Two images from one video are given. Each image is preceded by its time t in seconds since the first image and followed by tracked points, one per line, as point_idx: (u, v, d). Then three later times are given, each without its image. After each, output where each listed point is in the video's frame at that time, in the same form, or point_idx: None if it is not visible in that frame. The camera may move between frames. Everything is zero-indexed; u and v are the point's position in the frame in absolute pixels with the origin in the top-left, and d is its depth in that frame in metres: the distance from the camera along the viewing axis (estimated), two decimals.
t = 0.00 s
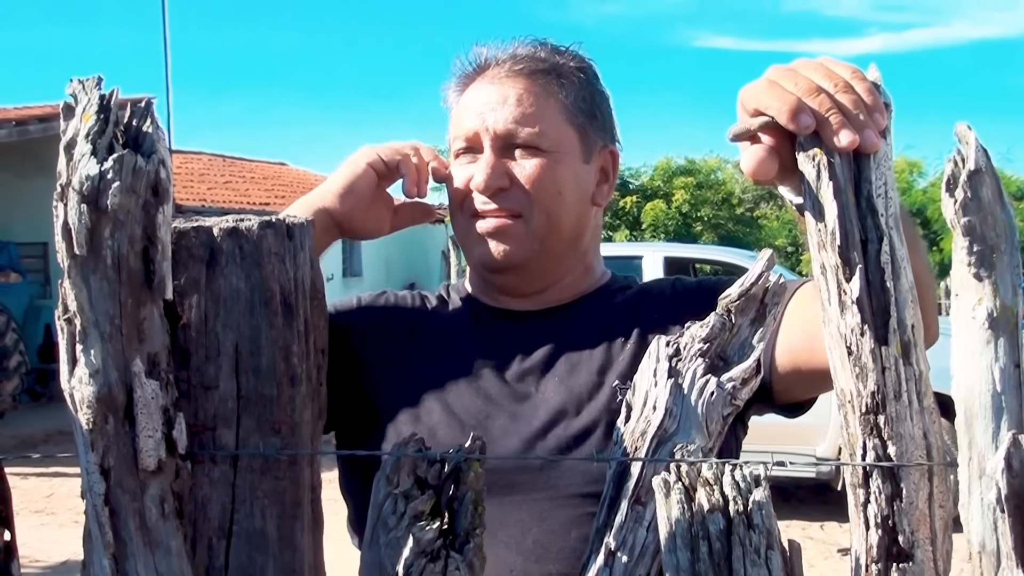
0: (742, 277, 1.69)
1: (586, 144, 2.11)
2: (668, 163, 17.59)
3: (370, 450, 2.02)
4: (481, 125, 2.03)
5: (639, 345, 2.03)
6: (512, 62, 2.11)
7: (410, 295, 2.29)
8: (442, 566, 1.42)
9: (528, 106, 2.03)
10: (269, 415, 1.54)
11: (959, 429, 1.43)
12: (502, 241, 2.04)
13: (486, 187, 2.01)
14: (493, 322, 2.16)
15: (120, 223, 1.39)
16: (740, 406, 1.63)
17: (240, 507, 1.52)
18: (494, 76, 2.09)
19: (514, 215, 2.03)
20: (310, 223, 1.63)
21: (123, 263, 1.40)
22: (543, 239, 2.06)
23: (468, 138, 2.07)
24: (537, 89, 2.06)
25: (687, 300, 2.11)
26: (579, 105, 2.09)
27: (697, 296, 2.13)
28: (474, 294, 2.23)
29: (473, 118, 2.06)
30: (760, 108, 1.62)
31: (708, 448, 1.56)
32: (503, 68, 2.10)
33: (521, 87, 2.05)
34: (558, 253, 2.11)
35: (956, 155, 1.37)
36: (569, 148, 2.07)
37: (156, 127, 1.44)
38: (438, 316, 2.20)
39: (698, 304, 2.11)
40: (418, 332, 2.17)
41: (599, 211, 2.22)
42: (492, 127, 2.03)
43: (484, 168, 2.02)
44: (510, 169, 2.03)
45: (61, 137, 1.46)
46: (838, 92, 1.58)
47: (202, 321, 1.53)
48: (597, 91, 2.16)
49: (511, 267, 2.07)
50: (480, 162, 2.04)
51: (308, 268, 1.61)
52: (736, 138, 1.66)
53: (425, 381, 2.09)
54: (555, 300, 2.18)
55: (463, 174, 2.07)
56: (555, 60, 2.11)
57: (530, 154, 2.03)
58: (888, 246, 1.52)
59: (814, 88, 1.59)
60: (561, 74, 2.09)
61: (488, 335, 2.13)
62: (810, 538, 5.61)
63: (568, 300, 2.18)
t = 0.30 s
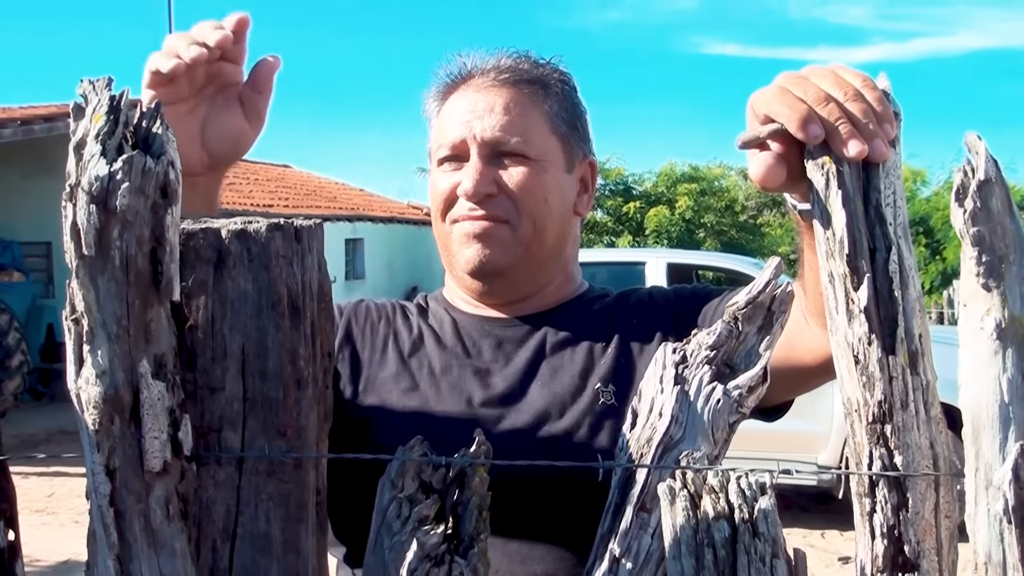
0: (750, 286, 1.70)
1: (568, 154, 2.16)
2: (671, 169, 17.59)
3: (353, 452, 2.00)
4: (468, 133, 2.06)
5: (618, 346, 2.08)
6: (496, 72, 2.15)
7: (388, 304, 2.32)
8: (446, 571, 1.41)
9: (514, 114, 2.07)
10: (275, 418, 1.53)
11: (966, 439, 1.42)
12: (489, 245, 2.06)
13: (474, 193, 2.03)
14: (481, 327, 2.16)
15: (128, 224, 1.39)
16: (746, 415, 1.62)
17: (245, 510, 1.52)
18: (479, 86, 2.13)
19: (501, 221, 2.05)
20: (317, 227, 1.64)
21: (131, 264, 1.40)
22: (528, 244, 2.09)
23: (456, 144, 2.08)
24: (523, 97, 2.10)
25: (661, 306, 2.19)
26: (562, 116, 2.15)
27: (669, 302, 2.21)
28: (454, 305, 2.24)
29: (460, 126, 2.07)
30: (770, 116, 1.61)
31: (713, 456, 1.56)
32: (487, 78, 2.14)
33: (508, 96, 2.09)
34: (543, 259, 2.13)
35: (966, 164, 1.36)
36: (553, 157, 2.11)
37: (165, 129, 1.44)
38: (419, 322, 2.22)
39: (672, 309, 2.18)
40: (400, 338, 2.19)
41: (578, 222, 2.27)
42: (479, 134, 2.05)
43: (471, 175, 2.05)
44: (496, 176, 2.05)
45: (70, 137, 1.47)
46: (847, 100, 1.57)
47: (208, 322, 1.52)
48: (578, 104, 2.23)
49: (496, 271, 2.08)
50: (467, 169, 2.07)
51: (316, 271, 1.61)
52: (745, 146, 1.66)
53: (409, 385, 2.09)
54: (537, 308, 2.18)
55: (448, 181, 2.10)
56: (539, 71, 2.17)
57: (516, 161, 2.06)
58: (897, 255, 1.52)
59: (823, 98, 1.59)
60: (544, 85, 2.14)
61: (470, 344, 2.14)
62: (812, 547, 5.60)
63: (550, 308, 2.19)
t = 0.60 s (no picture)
0: (753, 289, 1.69)
1: (564, 154, 2.16)
2: (675, 173, 17.60)
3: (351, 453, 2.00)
4: (462, 135, 2.06)
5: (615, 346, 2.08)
6: (490, 74, 2.15)
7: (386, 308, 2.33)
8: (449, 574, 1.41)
9: (508, 114, 2.07)
10: (278, 419, 1.54)
11: (969, 444, 1.42)
12: (485, 248, 2.07)
13: (468, 195, 2.04)
14: (478, 332, 2.16)
15: (132, 226, 1.39)
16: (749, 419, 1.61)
17: (247, 511, 1.52)
18: (473, 87, 2.13)
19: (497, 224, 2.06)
20: (321, 229, 1.64)
21: (135, 265, 1.40)
22: (524, 246, 2.09)
23: (450, 146, 2.08)
24: (517, 99, 2.10)
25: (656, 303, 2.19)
26: (556, 117, 2.15)
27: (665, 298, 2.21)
28: (452, 307, 2.24)
29: (454, 128, 2.07)
30: (780, 116, 1.61)
31: (716, 460, 1.55)
32: (482, 80, 2.14)
33: (502, 97, 2.09)
34: (539, 261, 2.13)
35: (971, 169, 1.36)
36: (549, 157, 2.12)
37: (170, 131, 1.44)
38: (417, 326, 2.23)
39: (668, 307, 2.18)
40: (399, 341, 2.20)
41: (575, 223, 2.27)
42: (474, 136, 2.05)
43: (465, 177, 2.04)
44: (491, 178, 2.06)
45: (76, 139, 1.47)
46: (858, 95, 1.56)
47: (212, 324, 1.53)
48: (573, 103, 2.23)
49: (492, 273, 2.08)
50: (461, 171, 2.07)
51: (320, 273, 1.61)
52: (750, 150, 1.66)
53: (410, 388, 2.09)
54: (536, 310, 2.19)
55: (444, 184, 2.10)
56: (533, 72, 2.17)
57: (511, 162, 2.06)
58: (900, 261, 1.52)
59: (835, 95, 1.57)
60: (538, 85, 2.14)
61: (468, 346, 2.15)
62: (814, 552, 5.59)
63: (549, 309, 2.19)
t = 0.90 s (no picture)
0: (755, 291, 1.69)
1: (558, 155, 2.16)
2: (677, 175, 17.61)
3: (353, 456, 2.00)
4: (452, 145, 2.05)
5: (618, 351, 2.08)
6: (477, 78, 2.14)
7: (385, 312, 2.34)
8: None
9: (496, 120, 2.06)
10: (280, 421, 1.54)
11: (970, 446, 1.42)
12: (481, 260, 2.08)
13: (461, 208, 2.04)
14: (479, 336, 2.17)
15: (135, 227, 1.40)
16: (750, 421, 1.61)
17: (249, 512, 1.52)
18: (460, 92, 2.12)
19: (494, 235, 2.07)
20: (322, 230, 1.64)
21: (138, 267, 1.41)
22: (520, 255, 2.10)
23: (440, 157, 2.08)
24: (506, 104, 2.09)
25: (658, 305, 2.19)
26: (546, 117, 2.13)
27: (666, 300, 2.21)
28: (454, 312, 2.25)
29: (444, 138, 2.07)
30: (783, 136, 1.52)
31: (718, 462, 1.55)
32: (468, 84, 2.13)
33: (490, 103, 2.08)
34: (537, 267, 2.14)
35: (973, 172, 1.36)
36: (542, 160, 2.11)
37: (173, 132, 1.45)
38: (418, 330, 2.23)
39: (669, 309, 2.18)
40: (400, 344, 2.20)
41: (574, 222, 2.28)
42: (463, 146, 2.05)
43: (456, 189, 2.05)
44: (483, 188, 2.06)
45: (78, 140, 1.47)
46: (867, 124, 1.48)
47: (214, 325, 1.53)
48: (564, 99, 2.21)
49: (490, 284, 2.10)
50: (454, 183, 2.07)
51: (321, 275, 1.62)
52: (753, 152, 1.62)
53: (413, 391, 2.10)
54: (538, 314, 2.19)
55: (437, 195, 2.11)
56: (522, 74, 2.15)
57: (503, 170, 2.06)
58: (902, 262, 1.52)
59: (843, 122, 1.47)
60: (528, 86, 2.13)
61: (469, 351, 2.15)
62: (816, 554, 5.58)
63: (551, 313, 2.20)
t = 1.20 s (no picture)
0: (755, 294, 1.70)
1: (558, 158, 2.17)
2: (678, 176, 17.61)
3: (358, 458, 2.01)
4: (452, 150, 2.06)
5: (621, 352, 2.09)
6: (475, 83, 2.16)
7: (395, 316, 2.34)
8: None
9: (495, 124, 2.08)
10: (282, 423, 1.55)
11: (970, 448, 1.43)
12: (483, 262, 2.09)
13: (462, 211, 2.06)
14: (483, 338, 2.18)
15: (138, 231, 1.40)
16: (751, 422, 1.62)
17: (252, 514, 1.53)
18: (459, 98, 2.13)
19: (495, 238, 2.09)
20: (324, 233, 1.65)
21: (141, 270, 1.42)
22: (521, 257, 2.11)
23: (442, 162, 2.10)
24: (505, 108, 2.10)
25: (663, 308, 2.20)
26: (546, 121, 2.14)
27: (670, 302, 2.22)
28: (457, 315, 2.26)
29: (443, 143, 2.08)
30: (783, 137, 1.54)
31: (719, 464, 1.56)
32: (467, 89, 2.14)
33: (489, 108, 2.09)
34: (539, 269, 2.15)
35: (971, 175, 1.36)
36: (542, 163, 2.12)
37: (176, 137, 1.45)
38: (424, 334, 2.24)
39: (673, 310, 2.19)
40: (406, 346, 2.21)
41: (575, 224, 2.29)
42: (462, 150, 2.06)
43: (457, 194, 2.07)
44: (484, 192, 2.07)
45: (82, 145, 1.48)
46: (865, 125, 1.51)
47: (217, 328, 1.53)
48: (563, 102, 2.22)
49: (491, 287, 2.11)
50: (454, 187, 2.09)
51: (324, 278, 1.63)
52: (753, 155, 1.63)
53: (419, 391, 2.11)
54: (540, 317, 2.20)
55: (438, 200, 2.12)
56: (520, 79, 2.17)
57: (503, 174, 2.08)
58: (901, 265, 1.52)
59: (842, 124, 1.50)
60: (526, 91, 2.14)
61: (473, 353, 2.16)
62: (817, 556, 5.58)
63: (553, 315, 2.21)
